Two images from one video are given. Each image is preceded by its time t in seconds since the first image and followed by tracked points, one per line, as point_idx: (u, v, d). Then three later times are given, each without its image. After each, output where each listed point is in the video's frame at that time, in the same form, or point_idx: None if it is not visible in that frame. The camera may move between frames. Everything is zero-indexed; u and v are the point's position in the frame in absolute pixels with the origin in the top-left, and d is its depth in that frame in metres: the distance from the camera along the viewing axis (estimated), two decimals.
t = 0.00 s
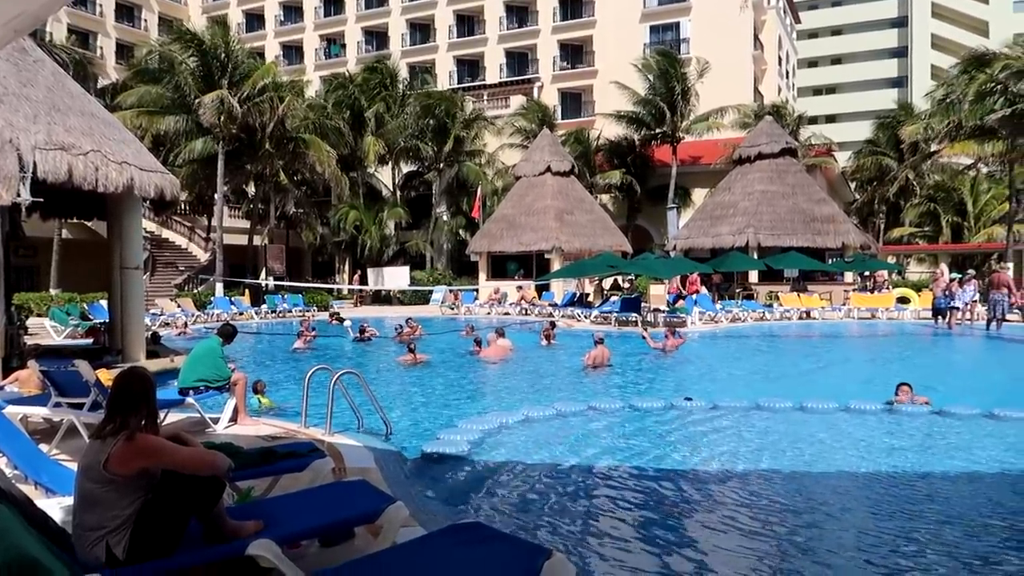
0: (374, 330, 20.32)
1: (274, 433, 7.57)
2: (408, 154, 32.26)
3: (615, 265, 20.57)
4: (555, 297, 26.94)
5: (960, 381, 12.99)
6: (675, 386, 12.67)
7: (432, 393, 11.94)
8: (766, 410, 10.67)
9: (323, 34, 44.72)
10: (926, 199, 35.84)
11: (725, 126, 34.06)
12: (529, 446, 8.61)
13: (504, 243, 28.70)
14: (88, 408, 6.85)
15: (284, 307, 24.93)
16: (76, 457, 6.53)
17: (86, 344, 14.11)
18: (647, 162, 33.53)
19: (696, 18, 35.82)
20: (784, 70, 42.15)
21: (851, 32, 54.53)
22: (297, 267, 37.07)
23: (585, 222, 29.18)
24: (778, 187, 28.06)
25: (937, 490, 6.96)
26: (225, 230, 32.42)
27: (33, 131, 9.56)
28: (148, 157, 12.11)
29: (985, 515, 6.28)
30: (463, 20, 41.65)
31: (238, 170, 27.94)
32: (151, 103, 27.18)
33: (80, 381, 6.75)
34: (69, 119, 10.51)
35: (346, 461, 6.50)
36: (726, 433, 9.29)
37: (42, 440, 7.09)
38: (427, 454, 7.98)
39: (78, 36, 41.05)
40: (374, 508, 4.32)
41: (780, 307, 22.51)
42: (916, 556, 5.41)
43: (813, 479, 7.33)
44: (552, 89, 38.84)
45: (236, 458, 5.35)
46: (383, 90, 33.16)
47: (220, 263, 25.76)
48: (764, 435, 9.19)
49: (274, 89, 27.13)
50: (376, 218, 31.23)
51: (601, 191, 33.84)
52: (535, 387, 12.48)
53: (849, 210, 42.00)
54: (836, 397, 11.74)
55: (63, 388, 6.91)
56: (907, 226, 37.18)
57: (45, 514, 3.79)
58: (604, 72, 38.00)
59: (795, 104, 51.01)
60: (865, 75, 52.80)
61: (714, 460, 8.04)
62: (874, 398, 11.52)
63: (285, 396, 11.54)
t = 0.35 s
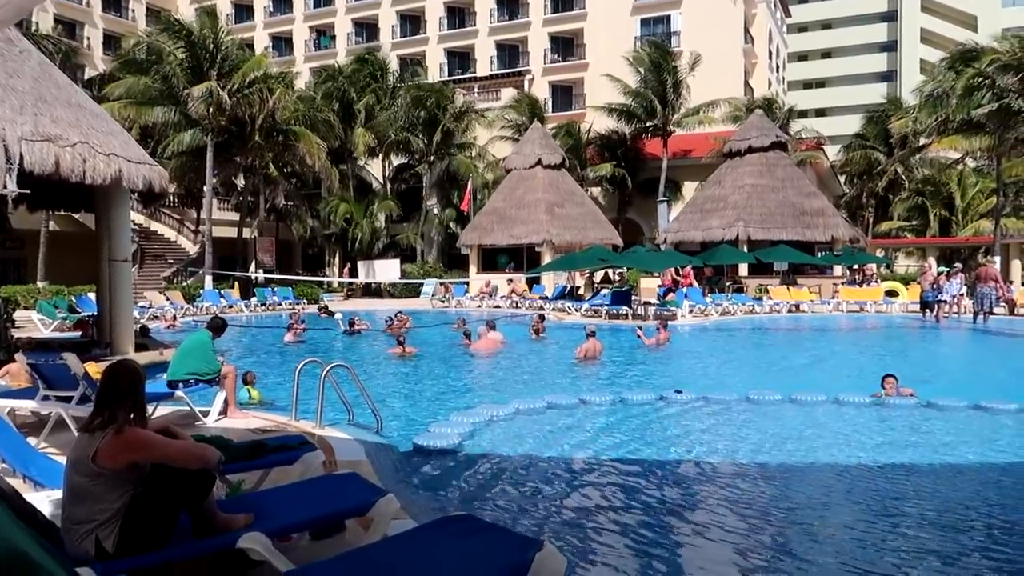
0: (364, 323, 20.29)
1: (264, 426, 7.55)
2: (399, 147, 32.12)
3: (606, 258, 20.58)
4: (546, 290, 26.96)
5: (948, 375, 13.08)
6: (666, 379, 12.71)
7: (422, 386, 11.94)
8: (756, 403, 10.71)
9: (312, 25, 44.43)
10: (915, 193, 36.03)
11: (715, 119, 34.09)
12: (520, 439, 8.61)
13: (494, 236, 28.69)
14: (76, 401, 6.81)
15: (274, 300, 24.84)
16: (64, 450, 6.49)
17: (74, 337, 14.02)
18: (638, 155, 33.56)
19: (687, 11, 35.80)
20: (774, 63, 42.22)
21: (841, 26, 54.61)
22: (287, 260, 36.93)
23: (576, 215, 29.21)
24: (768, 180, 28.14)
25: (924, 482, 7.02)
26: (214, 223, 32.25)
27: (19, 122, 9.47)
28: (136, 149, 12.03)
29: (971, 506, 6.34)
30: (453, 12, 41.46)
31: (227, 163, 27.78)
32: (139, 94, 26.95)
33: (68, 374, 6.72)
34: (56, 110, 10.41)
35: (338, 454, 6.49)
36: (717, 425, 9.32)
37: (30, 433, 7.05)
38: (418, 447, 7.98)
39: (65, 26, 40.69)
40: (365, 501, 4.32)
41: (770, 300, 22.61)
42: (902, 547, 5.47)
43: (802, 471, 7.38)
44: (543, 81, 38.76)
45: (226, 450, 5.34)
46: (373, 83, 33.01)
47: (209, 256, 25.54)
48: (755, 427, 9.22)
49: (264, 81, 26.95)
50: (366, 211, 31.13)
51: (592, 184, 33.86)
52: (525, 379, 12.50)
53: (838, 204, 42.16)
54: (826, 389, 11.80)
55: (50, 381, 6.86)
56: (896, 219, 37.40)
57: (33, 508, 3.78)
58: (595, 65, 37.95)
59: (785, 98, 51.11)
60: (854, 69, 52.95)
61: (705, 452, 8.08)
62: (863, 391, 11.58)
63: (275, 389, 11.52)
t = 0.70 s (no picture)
0: (355, 314, 20.26)
1: (256, 418, 7.54)
2: (391, 138, 31.96)
3: (597, 249, 20.60)
4: (538, 281, 26.98)
5: (935, 365, 13.17)
6: (657, 370, 12.75)
7: (413, 377, 11.95)
8: (747, 393, 10.76)
9: (303, 15, 44.15)
10: (905, 185, 36.20)
11: (707, 111, 34.10)
12: (512, 430, 8.63)
13: (486, 227, 28.68)
14: (66, 393, 6.77)
15: (265, 291, 24.78)
16: (54, 442, 6.46)
17: (63, 329, 13.93)
18: (630, 147, 33.58)
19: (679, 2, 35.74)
20: (765, 55, 42.21)
21: (832, 18, 54.63)
22: (278, 251, 36.83)
23: (568, 207, 29.23)
24: (760, 171, 28.19)
25: (915, 472, 7.06)
26: (205, 214, 32.13)
27: (7, 111, 9.36)
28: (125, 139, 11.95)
29: (962, 496, 6.39)
30: (445, 2, 41.25)
31: (217, 153, 27.67)
32: (128, 85, 26.75)
33: (58, 365, 6.69)
34: (44, 100, 10.30)
35: (329, 445, 6.49)
36: (708, 416, 9.37)
37: (19, 425, 7.01)
38: (410, 438, 7.99)
39: (51, 15, 40.24)
40: (358, 491, 4.34)
41: (760, 292, 22.70)
42: (894, 537, 5.50)
43: (792, 461, 7.43)
44: (535, 72, 38.66)
45: (217, 442, 5.31)
46: (365, 73, 32.84)
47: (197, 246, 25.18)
48: (746, 418, 9.25)
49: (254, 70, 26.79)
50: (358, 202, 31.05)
51: (584, 175, 33.87)
52: (517, 370, 12.52)
53: (829, 195, 42.29)
54: (816, 380, 11.87)
55: (40, 372, 6.83)
56: (886, 211, 37.59)
57: (23, 500, 3.75)
58: (587, 56, 37.87)
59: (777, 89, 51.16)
60: (844, 62, 53.04)
61: (696, 442, 8.11)
62: (852, 382, 11.66)
63: (266, 380, 11.50)
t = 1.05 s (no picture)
0: (347, 306, 20.22)
1: (248, 410, 7.53)
2: (383, 130, 31.75)
3: (589, 241, 20.59)
4: (530, 273, 26.99)
5: (924, 357, 13.25)
6: (650, 362, 12.79)
7: (404, 369, 11.96)
8: (738, 384, 10.82)
9: (294, 5, 43.82)
10: (895, 177, 36.34)
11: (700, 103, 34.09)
12: (504, 421, 8.65)
13: (479, 219, 28.65)
14: (57, 384, 6.75)
15: (256, 283, 24.70)
16: (45, 433, 6.44)
17: (53, 321, 13.86)
18: (622, 138, 33.56)
19: None
20: (758, 47, 42.18)
21: (824, 10, 54.62)
22: (269, 243, 36.71)
23: (560, 198, 29.23)
24: (752, 163, 28.21)
25: (904, 464, 7.08)
26: (195, 205, 31.97)
27: None
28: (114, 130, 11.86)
29: (950, 487, 6.44)
30: None
31: (208, 144, 27.50)
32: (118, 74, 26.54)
33: (48, 357, 6.66)
34: (32, 90, 10.20)
35: (321, 437, 6.49)
36: (699, 407, 9.41)
37: (10, 417, 6.98)
38: (402, 429, 8.00)
39: (39, 3, 39.88)
40: (350, 482, 4.34)
41: (752, 284, 22.77)
42: (882, 529, 5.52)
43: (782, 451, 7.48)
44: (527, 63, 38.54)
45: (210, 433, 5.29)
46: (356, 63, 32.64)
47: (190, 239, 25.08)
48: (738, 410, 9.29)
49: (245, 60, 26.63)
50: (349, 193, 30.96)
51: (576, 167, 33.85)
52: (509, 362, 12.54)
53: (820, 187, 42.38)
54: (806, 372, 11.94)
55: (30, 364, 6.80)
56: (876, 203, 37.73)
57: (14, 491, 3.74)
58: (579, 47, 37.77)
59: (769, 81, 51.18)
60: (836, 54, 53.07)
61: (687, 433, 8.15)
62: (841, 373, 11.73)
63: (258, 372, 11.49)
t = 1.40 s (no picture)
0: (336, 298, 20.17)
1: (237, 402, 7.50)
2: (371, 120, 31.56)
3: (579, 233, 20.58)
4: (519, 264, 26.99)
5: (910, 348, 13.35)
6: (639, 353, 12.85)
7: (393, 360, 11.96)
8: (726, 375, 10.89)
9: None
10: (882, 170, 36.54)
11: (689, 95, 34.11)
12: (493, 413, 8.67)
13: (468, 211, 28.61)
14: (44, 377, 6.70)
15: (244, 274, 24.59)
16: (32, 426, 6.40)
17: (38, 313, 13.74)
18: (612, 130, 33.57)
19: None
20: (747, 39, 42.22)
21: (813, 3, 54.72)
22: (257, 234, 36.54)
23: (550, 190, 29.24)
24: (740, 156, 28.25)
25: (889, 455, 7.13)
26: (183, 196, 31.77)
27: None
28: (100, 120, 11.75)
29: (936, 478, 6.49)
30: None
31: (195, 135, 27.26)
32: (104, 64, 26.26)
33: (35, 349, 6.62)
34: (17, 79, 10.10)
35: (310, 429, 6.48)
36: (687, 398, 9.47)
37: None
38: (392, 421, 8.00)
39: None
40: (340, 474, 4.34)
41: (740, 276, 22.85)
42: (867, 520, 5.54)
43: (769, 442, 7.54)
44: (516, 55, 38.42)
45: (199, 425, 5.27)
46: (344, 54, 32.40)
47: (177, 230, 24.87)
48: (725, 400, 9.36)
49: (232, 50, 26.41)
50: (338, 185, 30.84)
51: (565, 159, 33.83)
52: (498, 354, 12.56)
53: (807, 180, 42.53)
54: (793, 363, 12.03)
55: (16, 356, 6.74)
56: (864, 196, 37.93)
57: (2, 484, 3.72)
58: (569, 39, 37.69)
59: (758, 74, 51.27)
60: (824, 47, 53.20)
61: (675, 425, 8.19)
62: (828, 364, 11.82)
63: (246, 364, 11.46)
